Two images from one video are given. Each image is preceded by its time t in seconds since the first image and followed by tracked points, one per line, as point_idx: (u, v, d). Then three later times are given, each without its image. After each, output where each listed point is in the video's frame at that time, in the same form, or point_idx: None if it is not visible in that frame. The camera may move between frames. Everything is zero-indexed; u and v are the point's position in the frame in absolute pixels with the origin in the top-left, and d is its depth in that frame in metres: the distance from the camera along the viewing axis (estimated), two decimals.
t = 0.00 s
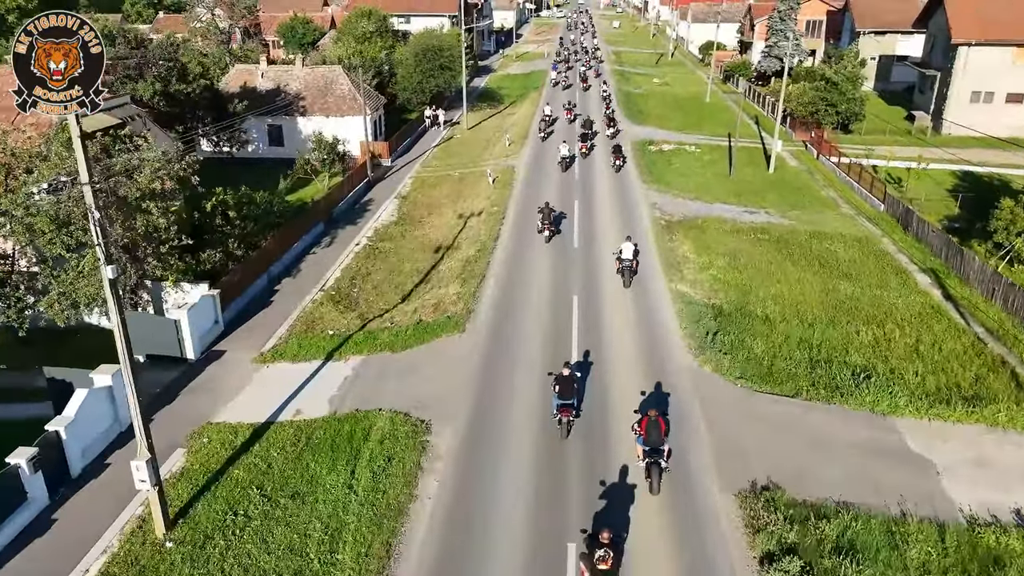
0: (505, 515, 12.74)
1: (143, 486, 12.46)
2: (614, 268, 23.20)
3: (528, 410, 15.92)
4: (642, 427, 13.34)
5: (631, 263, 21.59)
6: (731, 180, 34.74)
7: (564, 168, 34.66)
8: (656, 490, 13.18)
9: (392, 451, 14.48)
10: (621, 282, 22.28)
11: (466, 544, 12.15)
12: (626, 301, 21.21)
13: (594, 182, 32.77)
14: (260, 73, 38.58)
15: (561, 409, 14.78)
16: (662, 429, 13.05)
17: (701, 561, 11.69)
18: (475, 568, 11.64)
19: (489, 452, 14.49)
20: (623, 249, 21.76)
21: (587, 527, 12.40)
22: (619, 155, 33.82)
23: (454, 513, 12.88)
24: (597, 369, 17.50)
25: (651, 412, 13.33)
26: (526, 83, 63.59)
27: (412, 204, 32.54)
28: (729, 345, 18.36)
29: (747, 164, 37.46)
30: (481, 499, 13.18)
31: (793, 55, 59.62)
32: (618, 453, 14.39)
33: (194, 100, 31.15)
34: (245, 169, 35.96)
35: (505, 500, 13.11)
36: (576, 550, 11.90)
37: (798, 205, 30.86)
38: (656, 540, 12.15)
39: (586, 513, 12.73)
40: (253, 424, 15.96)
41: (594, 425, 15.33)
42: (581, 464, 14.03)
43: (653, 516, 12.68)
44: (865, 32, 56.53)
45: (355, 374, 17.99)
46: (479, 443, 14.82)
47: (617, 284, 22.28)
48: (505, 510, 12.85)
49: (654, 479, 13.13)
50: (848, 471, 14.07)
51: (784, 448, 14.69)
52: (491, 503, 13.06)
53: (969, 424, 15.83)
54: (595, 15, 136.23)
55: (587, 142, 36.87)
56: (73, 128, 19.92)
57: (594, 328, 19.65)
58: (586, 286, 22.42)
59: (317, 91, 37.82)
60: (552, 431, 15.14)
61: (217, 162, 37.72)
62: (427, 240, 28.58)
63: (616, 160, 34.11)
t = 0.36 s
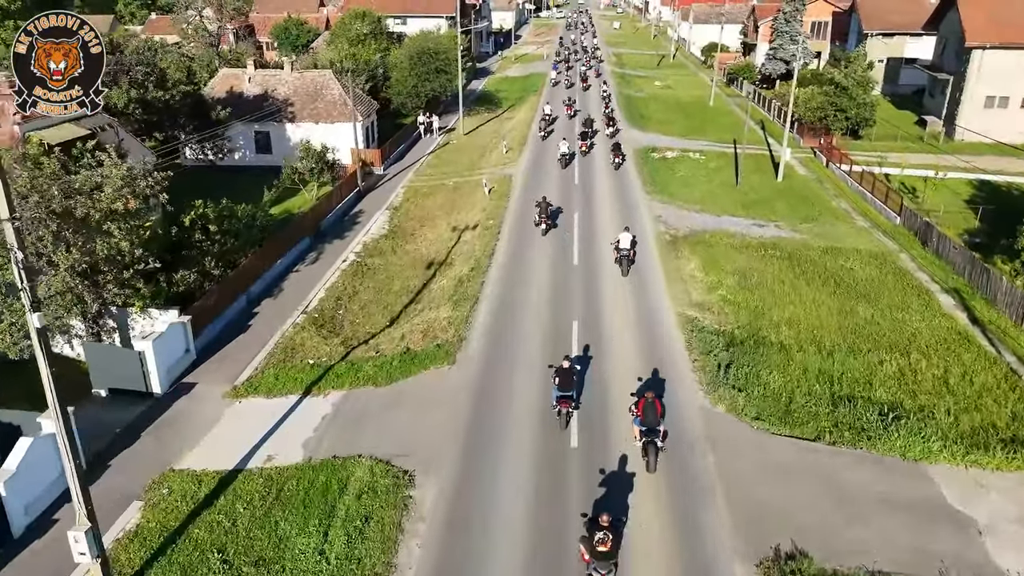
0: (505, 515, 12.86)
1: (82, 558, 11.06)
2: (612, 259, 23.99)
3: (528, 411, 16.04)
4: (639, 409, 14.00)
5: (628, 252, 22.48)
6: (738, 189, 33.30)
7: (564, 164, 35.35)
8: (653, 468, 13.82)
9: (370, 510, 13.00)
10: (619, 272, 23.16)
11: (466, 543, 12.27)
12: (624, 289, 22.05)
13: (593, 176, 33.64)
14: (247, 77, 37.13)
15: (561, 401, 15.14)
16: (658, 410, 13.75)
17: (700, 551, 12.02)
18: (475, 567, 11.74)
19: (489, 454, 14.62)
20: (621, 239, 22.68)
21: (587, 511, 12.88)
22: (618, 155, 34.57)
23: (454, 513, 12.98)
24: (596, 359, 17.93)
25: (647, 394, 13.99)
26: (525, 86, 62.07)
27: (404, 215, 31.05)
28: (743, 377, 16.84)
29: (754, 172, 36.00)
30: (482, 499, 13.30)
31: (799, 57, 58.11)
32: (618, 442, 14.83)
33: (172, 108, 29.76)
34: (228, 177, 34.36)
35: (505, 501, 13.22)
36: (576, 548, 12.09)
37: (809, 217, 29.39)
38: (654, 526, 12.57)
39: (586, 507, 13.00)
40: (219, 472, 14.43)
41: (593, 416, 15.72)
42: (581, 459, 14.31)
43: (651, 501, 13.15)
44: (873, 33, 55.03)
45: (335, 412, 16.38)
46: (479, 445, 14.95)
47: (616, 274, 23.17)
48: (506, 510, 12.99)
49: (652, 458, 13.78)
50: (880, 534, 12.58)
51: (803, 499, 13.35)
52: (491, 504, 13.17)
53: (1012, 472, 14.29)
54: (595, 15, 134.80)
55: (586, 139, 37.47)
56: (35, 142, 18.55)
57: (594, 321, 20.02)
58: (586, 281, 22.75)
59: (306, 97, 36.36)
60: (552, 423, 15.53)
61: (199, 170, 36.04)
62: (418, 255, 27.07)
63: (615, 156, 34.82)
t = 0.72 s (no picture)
0: (505, 515, 12.93)
1: None
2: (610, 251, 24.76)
3: (528, 408, 16.11)
4: (636, 387, 14.78)
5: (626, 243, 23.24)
6: (746, 199, 31.88)
7: (564, 162, 35.99)
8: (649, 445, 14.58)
9: None
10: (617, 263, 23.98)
11: (467, 542, 12.37)
12: (622, 281, 22.79)
13: (593, 173, 34.49)
14: (233, 82, 35.65)
15: (563, 392, 15.54)
16: (654, 389, 14.50)
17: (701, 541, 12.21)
18: (476, 567, 11.83)
19: (489, 452, 14.68)
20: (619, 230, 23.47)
21: (590, 495, 13.30)
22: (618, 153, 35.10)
23: (454, 513, 13.06)
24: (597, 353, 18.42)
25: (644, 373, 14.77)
26: (524, 90, 60.46)
27: (397, 229, 29.55)
28: (760, 416, 15.36)
29: (763, 181, 34.57)
30: (482, 498, 13.40)
31: (806, 59, 56.57)
32: (620, 431, 15.20)
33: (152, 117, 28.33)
34: (210, 188, 32.60)
35: (505, 501, 13.28)
36: (577, 544, 12.22)
37: (822, 230, 27.93)
38: (653, 513, 12.87)
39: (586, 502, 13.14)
40: (178, 531, 12.95)
41: (594, 408, 16.09)
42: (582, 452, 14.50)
43: (651, 487, 13.51)
44: (881, 35, 53.56)
45: (312, 457, 14.86)
46: (480, 444, 14.97)
47: (614, 266, 23.96)
48: (506, 510, 13.05)
49: (647, 434, 14.54)
50: None
51: (832, 564, 11.84)
52: (492, 503, 13.25)
53: None
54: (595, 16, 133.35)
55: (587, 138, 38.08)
56: None
57: (594, 319, 20.41)
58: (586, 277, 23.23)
59: (296, 102, 34.95)
60: (555, 413, 15.92)
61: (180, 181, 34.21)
62: (410, 272, 25.55)
63: (615, 154, 35.27)
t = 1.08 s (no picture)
0: (506, 515, 12.94)
1: None
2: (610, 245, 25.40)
3: (529, 401, 16.45)
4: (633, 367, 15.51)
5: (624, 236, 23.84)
6: (754, 211, 30.43)
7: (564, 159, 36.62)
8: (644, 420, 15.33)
9: None
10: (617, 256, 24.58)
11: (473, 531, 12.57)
12: (622, 274, 23.41)
13: (594, 169, 35.07)
14: (219, 87, 34.17)
15: (564, 383, 15.93)
16: (650, 367, 15.24)
17: (699, 524, 12.55)
18: (477, 567, 11.81)
19: (492, 444, 14.90)
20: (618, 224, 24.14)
21: (592, 477, 13.80)
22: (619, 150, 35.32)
23: (458, 504, 13.24)
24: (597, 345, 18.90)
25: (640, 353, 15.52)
26: (523, 93, 58.94)
27: (388, 242, 28.08)
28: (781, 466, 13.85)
29: (771, 190, 33.12)
30: (483, 498, 13.41)
31: (813, 62, 55.05)
32: (619, 419, 15.61)
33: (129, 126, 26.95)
34: (190, 201, 30.96)
35: (507, 500, 13.31)
36: (579, 537, 12.34)
37: (837, 246, 26.45)
38: (653, 499, 13.17)
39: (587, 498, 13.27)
40: None
41: (593, 399, 16.49)
42: (583, 446, 14.71)
43: (651, 473, 13.86)
44: (890, 38, 52.08)
45: (284, 512, 13.35)
46: (480, 446, 14.89)
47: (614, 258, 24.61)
48: (507, 510, 13.06)
49: (643, 410, 15.32)
50: None
51: None
52: (494, 499, 13.32)
53: None
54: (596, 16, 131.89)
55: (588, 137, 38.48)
56: None
57: (595, 314, 20.86)
58: (588, 271, 23.79)
59: (284, 108, 33.52)
60: (557, 404, 16.27)
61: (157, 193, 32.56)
62: (400, 291, 24.06)
63: (615, 152, 35.49)
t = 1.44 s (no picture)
0: (507, 514, 12.96)
1: None
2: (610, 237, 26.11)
3: (530, 391, 16.90)
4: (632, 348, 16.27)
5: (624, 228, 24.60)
6: (764, 223, 29.02)
7: (564, 156, 37.36)
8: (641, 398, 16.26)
9: None
10: (617, 247, 25.31)
11: (477, 519, 12.88)
12: (621, 265, 24.10)
13: (595, 166, 35.71)
14: (203, 92, 32.73)
15: (564, 372, 16.41)
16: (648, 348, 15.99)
17: (696, 502, 13.10)
18: (480, 557, 12.04)
19: (494, 435, 15.27)
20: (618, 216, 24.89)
21: (593, 456, 14.42)
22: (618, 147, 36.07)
23: (462, 493, 13.55)
24: (597, 334, 19.52)
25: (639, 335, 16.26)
26: (522, 96, 57.46)
27: (378, 257, 26.64)
28: (807, 527, 12.39)
29: (781, 200, 31.69)
30: (484, 497, 13.43)
31: (820, 65, 53.55)
32: (619, 403, 16.29)
33: (103, 136, 25.58)
34: (170, 216, 29.52)
35: (508, 499, 13.35)
36: (581, 528, 12.55)
37: (853, 262, 25.01)
38: (652, 482, 13.68)
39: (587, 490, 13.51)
40: None
41: (592, 386, 17.10)
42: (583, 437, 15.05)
43: (649, 455, 14.43)
44: (900, 40, 50.64)
45: None
46: (482, 439, 15.14)
47: (614, 249, 25.33)
48: (508, 509, 13.09)
49: (639, 388, 16.28)
50: None
51: None
52: (497, 489, 13.61)
53: None
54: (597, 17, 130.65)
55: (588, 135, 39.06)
56: None
57: (596, 303, 21.44)
58: (590, 263, 24.42)
59: (271, 115, 32.10)
60: (557, 392, 16.77)
61: (139, 204, 31.17)
62: (389, 312, 22.61)
63: (616, 151, 36.14)
